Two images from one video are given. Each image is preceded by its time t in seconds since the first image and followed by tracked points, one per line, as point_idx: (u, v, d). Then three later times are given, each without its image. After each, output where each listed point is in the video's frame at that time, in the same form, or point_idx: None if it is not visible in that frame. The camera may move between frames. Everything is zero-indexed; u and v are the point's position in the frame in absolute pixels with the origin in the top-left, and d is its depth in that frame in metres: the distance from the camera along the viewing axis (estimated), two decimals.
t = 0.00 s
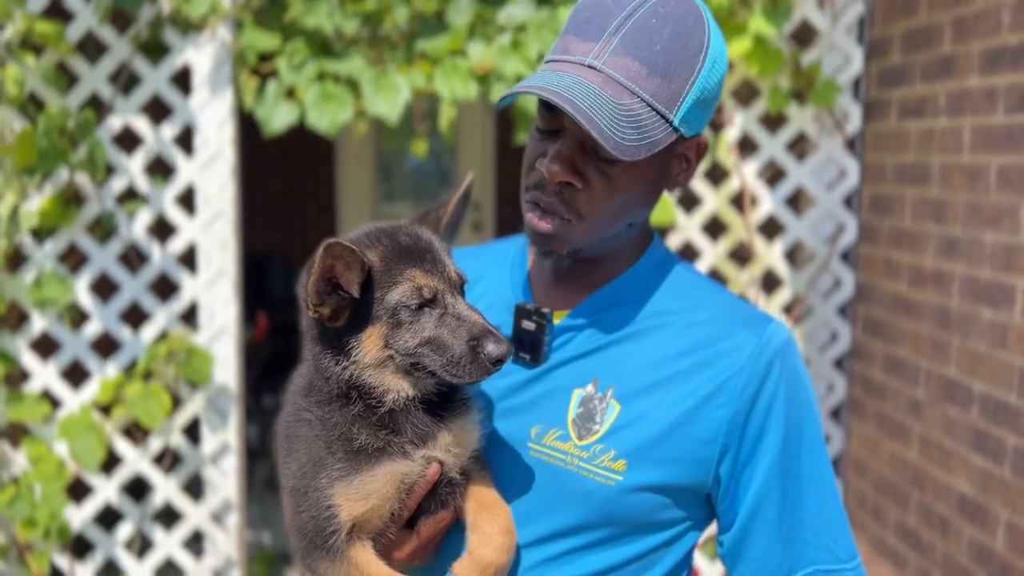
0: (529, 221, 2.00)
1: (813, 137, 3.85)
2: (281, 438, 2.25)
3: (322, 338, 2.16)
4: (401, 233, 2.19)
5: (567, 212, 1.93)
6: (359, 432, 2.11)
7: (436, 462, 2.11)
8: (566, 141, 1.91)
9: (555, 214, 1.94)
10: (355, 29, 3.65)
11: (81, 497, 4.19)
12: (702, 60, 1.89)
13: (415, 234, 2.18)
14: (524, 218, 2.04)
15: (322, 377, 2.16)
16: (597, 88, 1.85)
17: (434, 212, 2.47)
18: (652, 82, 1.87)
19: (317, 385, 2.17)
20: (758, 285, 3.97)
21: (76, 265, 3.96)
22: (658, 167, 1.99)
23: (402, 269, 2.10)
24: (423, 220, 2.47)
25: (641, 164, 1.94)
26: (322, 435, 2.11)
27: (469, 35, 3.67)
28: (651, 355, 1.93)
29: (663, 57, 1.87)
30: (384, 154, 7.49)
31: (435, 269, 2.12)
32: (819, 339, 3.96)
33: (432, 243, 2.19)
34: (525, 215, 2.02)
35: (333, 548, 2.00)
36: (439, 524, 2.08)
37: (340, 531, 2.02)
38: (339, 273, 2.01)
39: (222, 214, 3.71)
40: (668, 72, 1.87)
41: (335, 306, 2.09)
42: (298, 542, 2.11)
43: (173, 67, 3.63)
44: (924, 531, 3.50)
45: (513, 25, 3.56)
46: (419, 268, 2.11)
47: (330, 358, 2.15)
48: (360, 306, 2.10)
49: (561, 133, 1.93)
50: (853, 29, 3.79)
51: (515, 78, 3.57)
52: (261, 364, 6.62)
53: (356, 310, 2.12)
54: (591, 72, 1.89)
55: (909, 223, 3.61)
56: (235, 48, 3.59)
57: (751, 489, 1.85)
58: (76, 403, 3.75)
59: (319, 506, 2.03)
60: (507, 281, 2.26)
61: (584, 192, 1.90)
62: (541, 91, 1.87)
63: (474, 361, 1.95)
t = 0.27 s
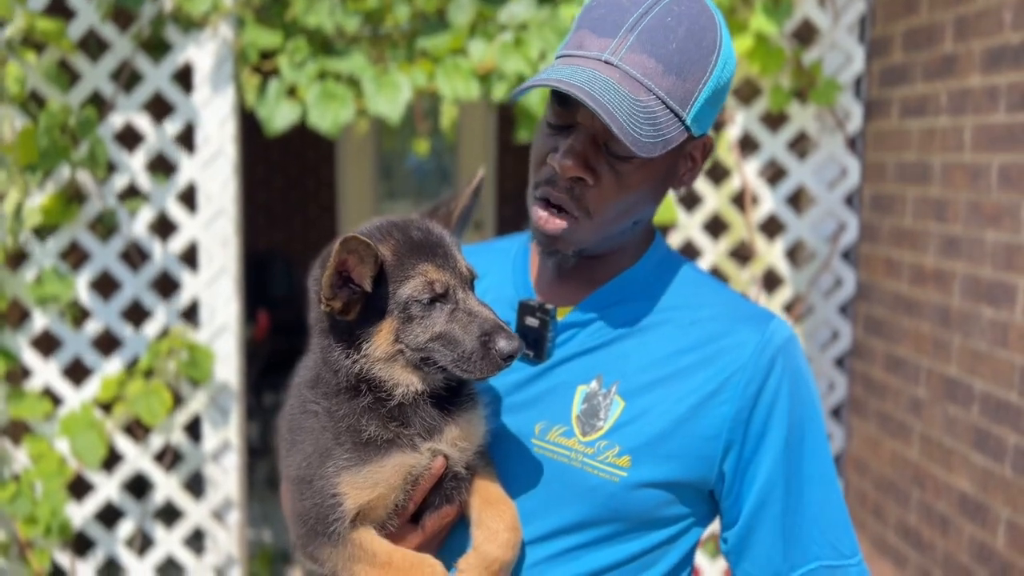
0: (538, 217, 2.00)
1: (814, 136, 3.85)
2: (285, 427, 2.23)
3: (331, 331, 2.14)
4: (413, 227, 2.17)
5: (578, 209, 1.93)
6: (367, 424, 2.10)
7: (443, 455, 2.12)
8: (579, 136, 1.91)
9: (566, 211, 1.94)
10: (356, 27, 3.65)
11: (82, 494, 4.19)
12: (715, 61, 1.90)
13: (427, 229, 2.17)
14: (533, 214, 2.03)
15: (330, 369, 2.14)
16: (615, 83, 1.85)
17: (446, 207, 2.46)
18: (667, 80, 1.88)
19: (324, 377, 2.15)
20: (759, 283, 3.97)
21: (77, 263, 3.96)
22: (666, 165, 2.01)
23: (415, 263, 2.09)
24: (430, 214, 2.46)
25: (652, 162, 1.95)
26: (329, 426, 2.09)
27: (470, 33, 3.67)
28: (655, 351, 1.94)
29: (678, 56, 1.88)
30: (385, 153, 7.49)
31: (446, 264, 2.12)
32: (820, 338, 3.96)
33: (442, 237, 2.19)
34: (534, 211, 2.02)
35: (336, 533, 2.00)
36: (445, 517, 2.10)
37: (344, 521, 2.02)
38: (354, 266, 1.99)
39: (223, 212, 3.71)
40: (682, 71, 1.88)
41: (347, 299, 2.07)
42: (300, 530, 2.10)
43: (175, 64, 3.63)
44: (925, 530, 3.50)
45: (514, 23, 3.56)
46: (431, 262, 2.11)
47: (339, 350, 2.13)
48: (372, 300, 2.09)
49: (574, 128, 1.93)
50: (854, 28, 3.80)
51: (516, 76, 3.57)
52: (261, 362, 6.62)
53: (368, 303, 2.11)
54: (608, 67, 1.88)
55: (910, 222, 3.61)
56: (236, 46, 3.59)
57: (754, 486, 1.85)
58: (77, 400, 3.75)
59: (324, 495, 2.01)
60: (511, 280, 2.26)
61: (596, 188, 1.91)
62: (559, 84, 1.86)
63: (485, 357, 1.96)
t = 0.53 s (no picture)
0: (552, 208, 1.97)
1: (815, 137, 3.85)
2: (288, 428, 2.23)
3: (334, 331, 2.14)
4: (415, 227, 2.18)
5: (594, 195, 1.93)
6: (370, 425, 2.11)
7: (445, 455, 2.12)
8: (591, 123, 1.92)
9: (582, 197, 1.94)
10: (357, 28, 3.65)
11: (82, 494, 4.19)
12: (713, 45, 1.95)
13: (429, 229, 2.17)
14: (543, 206, 2.02)
15: (333, 370, 2.14)
16: (628, 63, 1.86)
17: (446, 207, 2.46)
18: (674, 62, 1.90)
19: (327, 378, 2.15)
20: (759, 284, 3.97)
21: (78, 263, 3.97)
22: (673, 152, 2.01)
23: (418, 263, 2.09)
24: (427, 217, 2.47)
25: (661, 147, 1.96)
26: (332, 428, 2.09)
27: (471, 33, 3.68)
28: (656, 350, 1.94)
29: (681, 39, 1.92)
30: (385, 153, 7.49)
31: (449, 264, 2.12)
32: (819, 338, 3.96)
33: (445, 237, 2.18)
34: (545, 203, 2.00)
35: (335, 533, 2.01)
36: (446, 519, 2.09)
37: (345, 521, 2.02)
38: (357, 266, 2.00)
39: (224, 211, 3.71)
40: (686, 54, 1.91)
41: (350, 300, 2.08)
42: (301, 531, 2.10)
43: (176, 64, 3.63)
44: (925, 531, 3.50)
45: (515, 23, 3.56)
46: (434, 262, 2.11)
47: (342, 351, 2.13)
48: (376, 300, 2.09)
49: (584, 115, 1.94)
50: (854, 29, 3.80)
51: (517, 77, 3.58)
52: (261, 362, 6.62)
53: (372, 304, 2.11)
54: (617, 49, 1.89)
55: (910, 223, 3.62)
56: (237, 46, 3.59)
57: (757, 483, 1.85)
58: (77, 400, 3.75)
59: (325, 496, 2.02)
60: (511, 280, 2.26)
61: (610, 173, 1.91)
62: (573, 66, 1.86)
63: (490, 355, 1.97)
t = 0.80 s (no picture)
0: (551, 207, 1.97)
1: (813, 140, 3.86)
2: (286, 442, 2.21)
3: (331, 342, 2.14)
4: (406, 235, 2.18)
5: (592, 188, 1.94)
6: (370, 432, 2.11)
7: (445, 460, 2.12)
8: (583, 119, 1.94)
9: (581, 191, 1.94)
10: (356, 31, 3.67)
11: (81, 496, 4.20)
12: (692, 41, 2.00)
13: (420, 236, 2.17)
14: (540, 206, 2.02)
15: (332, 380, 2.13)
16: (617, 55, 1.88)
17: (439, 215, 2.48)
18: (659, 54, 1.93)
19: (325, 388, 2.14)
20: (757, 287, 3.98)
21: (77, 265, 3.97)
22: (664, 147, 2.04)
23: (412, 270, 2.09)
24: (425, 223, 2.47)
25: (652, 140, 1.98)
26: (331, 436, 2.09)
27: (470, 36, 3.69)
28: (651, 351, 1.95)
29: (663, 34, 1.96)
30: (384, 155, 7.51)
31: (442, 269, 2.13)
32: (817, 341, 3.97)
33: (436, 244, 2.19)
34: (543, 203, 2.00)
35: (341, 541, 2.00)
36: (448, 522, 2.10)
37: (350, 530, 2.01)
38: (351, 276, 1.99)
39: (223, 214, 3.72)
40: (670, 48, 1.95)
41: (345, 309, 2.07)
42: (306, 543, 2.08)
43: (175, 67, 3.63)
44: (922, 533, 3.51)
45: (514, 27, 3.57)
46: (427, 268, 2.12)
47: (339, 360, 2.12)
48: (371, 308, 2.09)
49: (575, 112, 1.97)
50: (852, 33, 3.82)
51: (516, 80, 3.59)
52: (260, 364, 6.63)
53: (366, 312, 2.11)
54: (605, 43, 1.91)
55: (907, 226, 3.63)
56: (237, 49, 3.59)
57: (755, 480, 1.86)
58: (76, 402, 3.75)
59: (329, 505, 2.01)
60: (506, 284, 2.26)
61: (605, 166, 1.94)
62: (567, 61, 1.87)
63: (487, 357, 1.97)
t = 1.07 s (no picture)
0: (538, 217, 1.99)
1: (810, 144, 3.87)
2: (284, 442, 2.21)
3: (330, 342, 2.14)
4: (404, 236, 2.19)
5: (578, 197, 1.95)
6: (369, 430, 2.11)
7: (443, 458, 2.13)
8: (564, 128, 1.95)
9: (566, 200, 1.95)
10: (354, 33, 3.69)
11: (78, 499, 4.19)
12: (669, 45, 2.00)
13: (418, 238, 2.18)
14: (529, 215, 2.04)
15: (331, 379, 2.13)
16: (593, 64, 1.89)
17: (433, 216, 2.46)
18: (636, 60, 1.94)
19: (324, 388, 2.14)
20: (754, 290, 3.99)
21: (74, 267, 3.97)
22: (649, 148, 2.03)
23: (410, 270, 2.10)
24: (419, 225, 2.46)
25: (634, 144, 1.98)
26: (330, 435, 2.08)
27: (468, 40, 3.69)
28: (647, 351, 1.95)
29: (639, 40, 1.96)
30: (381, 158, 7.51)
31: (440, 270, 2.14)
32: (813, 344, 3.98)
33: (434, 246, 2.20)
34: (530, 213, 2.02)
35: (343, 540, 1.99)
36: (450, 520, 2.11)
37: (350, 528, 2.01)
38: (351, 276, 1.99)
39: (221, 217, 3.71)
40: (647, 53, 1.95)
41: (345, 309, 2.07)
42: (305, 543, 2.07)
43: (173, 70, 3.64)
44: (918, 536, 3.52)
45: (512, 30, 3.58)
46: (426, 268, 2.12)
47: (338, 359, 2.13)
48: (371, 308, 2.09)
49: (557, 122, 1.98)
50: (848, 37, 3.84)
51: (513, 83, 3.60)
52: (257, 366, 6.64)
53: (366, 312, 2.11)
54: (581, 53, 1.92)
55: (904, 230, 3.63)
56: (234, 52, 3.59)
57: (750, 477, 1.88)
58: (73, 405, 3.75)
59: (328, 503, 2.01)
60: (500, 289, 2.27)
61: (588, 174, 1.94)
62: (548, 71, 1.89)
63: (485, 355, 1.97)
